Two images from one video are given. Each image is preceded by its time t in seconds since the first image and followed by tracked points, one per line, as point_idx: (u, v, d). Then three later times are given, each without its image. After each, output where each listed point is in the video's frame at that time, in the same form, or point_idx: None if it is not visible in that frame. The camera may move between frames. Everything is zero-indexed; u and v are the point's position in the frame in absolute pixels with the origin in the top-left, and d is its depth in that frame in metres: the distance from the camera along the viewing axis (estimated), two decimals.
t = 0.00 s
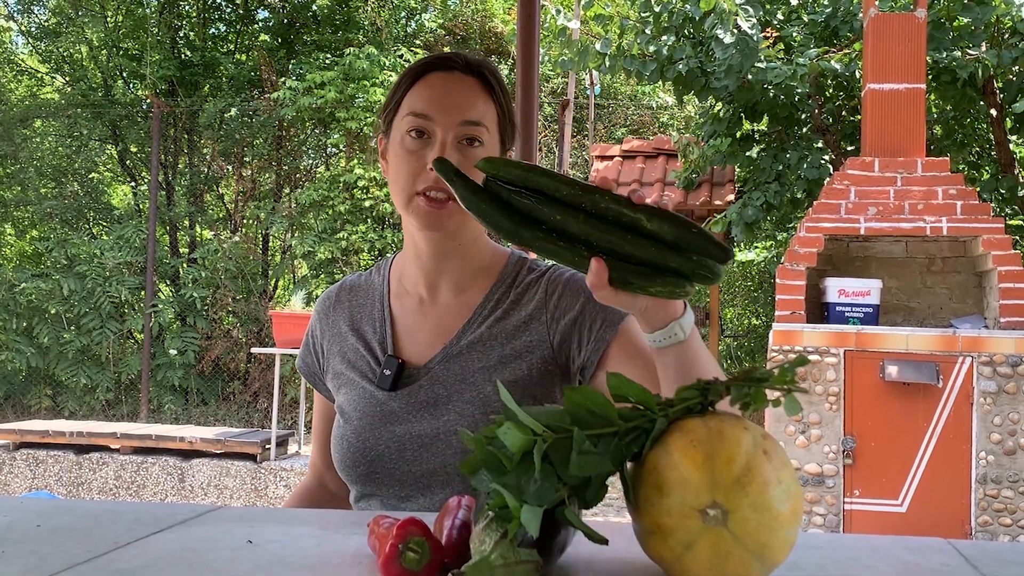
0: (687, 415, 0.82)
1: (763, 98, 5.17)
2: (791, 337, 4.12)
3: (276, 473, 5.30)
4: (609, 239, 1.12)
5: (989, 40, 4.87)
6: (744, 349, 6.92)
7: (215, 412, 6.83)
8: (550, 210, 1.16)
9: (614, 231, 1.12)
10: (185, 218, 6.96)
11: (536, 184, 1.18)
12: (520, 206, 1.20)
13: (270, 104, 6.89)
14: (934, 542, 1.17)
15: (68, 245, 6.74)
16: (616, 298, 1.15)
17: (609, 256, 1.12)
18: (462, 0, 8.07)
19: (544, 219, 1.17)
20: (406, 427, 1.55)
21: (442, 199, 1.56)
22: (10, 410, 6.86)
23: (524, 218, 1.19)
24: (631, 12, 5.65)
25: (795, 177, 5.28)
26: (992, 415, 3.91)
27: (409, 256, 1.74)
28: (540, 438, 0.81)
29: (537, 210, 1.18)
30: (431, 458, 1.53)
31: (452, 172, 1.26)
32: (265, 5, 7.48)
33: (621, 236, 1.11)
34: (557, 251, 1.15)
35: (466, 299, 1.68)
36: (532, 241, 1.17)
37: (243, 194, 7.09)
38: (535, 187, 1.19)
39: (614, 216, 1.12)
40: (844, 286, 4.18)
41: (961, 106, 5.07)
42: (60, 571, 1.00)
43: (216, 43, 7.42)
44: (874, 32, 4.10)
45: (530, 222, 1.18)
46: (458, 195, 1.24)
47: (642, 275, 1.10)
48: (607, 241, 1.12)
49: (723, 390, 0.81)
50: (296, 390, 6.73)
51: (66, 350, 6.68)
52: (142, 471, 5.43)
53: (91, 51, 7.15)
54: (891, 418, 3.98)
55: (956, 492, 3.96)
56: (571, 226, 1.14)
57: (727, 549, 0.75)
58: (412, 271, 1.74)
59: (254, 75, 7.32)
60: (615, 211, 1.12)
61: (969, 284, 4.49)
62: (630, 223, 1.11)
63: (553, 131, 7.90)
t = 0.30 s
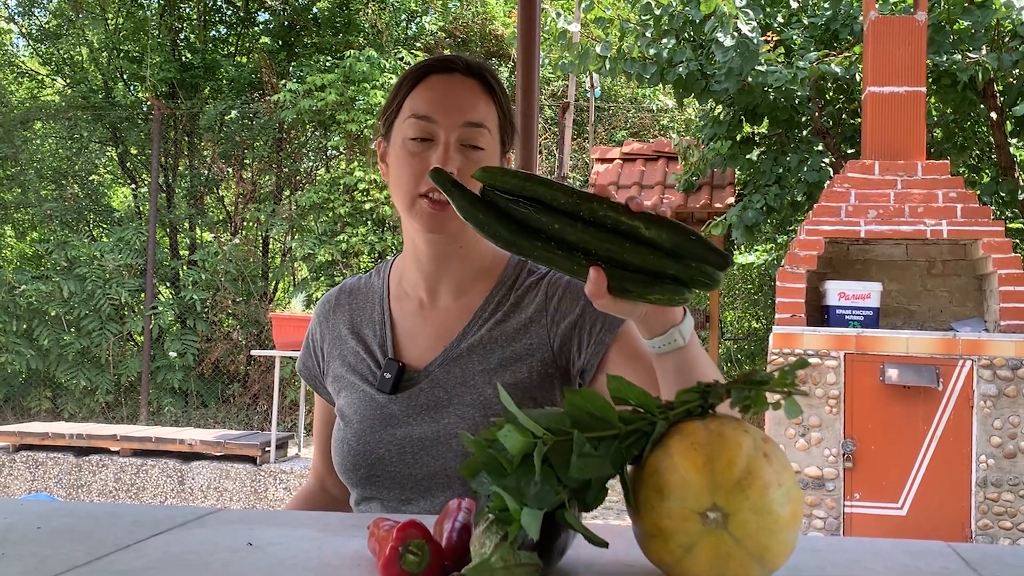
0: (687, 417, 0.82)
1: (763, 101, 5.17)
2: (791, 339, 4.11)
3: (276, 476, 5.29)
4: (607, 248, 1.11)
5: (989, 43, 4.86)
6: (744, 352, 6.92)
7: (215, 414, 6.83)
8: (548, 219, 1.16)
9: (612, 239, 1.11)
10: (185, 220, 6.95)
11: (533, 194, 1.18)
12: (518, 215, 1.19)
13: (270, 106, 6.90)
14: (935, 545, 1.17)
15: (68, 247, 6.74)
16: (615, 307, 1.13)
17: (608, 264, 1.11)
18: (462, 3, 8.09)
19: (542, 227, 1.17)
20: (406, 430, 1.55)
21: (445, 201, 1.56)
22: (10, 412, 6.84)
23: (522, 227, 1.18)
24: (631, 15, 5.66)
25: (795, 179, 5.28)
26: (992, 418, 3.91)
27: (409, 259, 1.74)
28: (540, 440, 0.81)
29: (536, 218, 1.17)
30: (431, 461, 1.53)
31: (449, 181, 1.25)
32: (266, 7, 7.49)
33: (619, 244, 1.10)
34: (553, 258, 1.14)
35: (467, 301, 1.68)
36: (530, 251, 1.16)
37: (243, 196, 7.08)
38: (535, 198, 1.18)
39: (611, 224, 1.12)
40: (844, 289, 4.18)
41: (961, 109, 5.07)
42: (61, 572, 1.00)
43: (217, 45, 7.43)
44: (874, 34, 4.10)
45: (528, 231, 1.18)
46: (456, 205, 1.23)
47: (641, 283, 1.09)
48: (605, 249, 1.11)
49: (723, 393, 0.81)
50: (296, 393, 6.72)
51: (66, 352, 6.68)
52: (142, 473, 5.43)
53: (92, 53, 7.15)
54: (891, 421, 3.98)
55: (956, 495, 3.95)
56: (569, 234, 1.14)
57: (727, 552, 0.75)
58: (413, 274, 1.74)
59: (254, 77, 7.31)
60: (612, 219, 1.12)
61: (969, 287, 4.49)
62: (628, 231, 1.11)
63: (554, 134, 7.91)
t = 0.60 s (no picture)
0: (686, 421, 0.81)
1: (763, 105, 5.17)
2: (791, 344, 4.11)
3: (276, 480, 5.29)
4: (603, 261, 1.10)
5: (989, 48, 4.87)
6: (743, 357, 6.93)
7: (214, 418, 6.82)
8: (545, 228, 1.15)
9: (607, 251, 1.11)
10: (185, 224, 6.87)
11: (530, 202, 1.17)
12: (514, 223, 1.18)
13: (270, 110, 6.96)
14: (934, 549, 1.17)
15: (69, 250, 6.74)
16: (608, 318, 1.13)
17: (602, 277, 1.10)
18: (463, 7, 8.12)
19: (537, 236, 1.15)
20: (406, 431, 1.55)
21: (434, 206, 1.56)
22: (9, 415, 6.83)
23: (517, 234, 1.17)
24: (631, 19, 5.67)
25: (795, 184, 5.29)
26: (992, 423, 3.91)
27: (410, 262, 1.74)
28: (540, 444, 0.80)
29: (533, 226, 1.16)
30: (430, 463, 1.52)
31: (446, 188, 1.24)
32: (266, 11, 7.50)
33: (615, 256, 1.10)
34: (548, 268, 1.12)
35: (468, 304, 1.68)
36: (525, 259, 1.14)
37: (244, 199, 7.08)
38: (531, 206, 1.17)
39: (607, 236, 1.11)
40: (844, 294, 4.18)
41: (961, 114, 5.08)
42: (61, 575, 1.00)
43: (218, 49, 7.44)
44: (875, 39, 4.10)
45: (524, 239, 1.16)
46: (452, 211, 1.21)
47: (635, 296, 1.09)
48: (600, 261, 1.11)
49: (723, 397, 0.81)
50: (295, 396, 6.72)
51: (66, 355, 6.68)
52: (142, 477, 5.42)
53: (92, 56, 7.15)
54: (891, 426, 3.97)
55: (956, 500, 3.95)
56: (564, 245, 1.13)
57: (727, 556, 0.75)
58: (414, 276, 1.74)
59: (255, 81, 7.34)
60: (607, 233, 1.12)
61: (969, 292, 4.49)
62: (623, 244, 1.11)
63: (553, 138, 7.94)
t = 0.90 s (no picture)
0: (686, 425, 0.81)
1: (763, 109, 5.16)
2: (790, 348, 4.11)
3: (274, 483, 5.27)
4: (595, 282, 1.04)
5: (989, 53, 4.88)
6: (742, 360, 6.93)
7: (213, 421, 6.81)
8: (539, 240, 1.08)
9: (596, 273, 1.04)
10: (185, 226, 6.92)
11: (527, 214, 1.09)
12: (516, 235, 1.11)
13: (270, 113, 6.90)
14: (934, 554, 1.17)
15: (67, 253, 6.73)
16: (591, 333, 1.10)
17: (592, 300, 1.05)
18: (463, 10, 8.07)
19: (531, 248, 1.08)
20: (412, 427, 1.55)
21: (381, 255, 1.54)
22: (8, 418, 6.82)
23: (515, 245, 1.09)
24: (631, 23, 5.68)
25: (794, 188, 5.29)
26: (991, 427, 3.91)
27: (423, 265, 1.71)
28: (539, 447, 0.80)
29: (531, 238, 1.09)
30: (432, 461, 1.52)
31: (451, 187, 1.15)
32: (265, 14, 7.49)
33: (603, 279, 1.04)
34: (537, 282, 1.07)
35: (481, 309, 1.64)
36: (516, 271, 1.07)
37: (243, 202, 7.07)
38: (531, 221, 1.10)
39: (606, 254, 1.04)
40: (843, 297, 4.17)
41: (961, 118, 5.08)
42: None
43: (218, 52, 7.44)
44: (874, 44, 4.12)
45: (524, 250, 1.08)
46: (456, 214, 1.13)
47: (619, 319, 1.04)
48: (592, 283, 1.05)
49: (723, 401, 0.81)
50: (294, 400, 6.72)
51: (65, 358, 6.67)
52: (140, 480, 5.41)
53: (92, 59, 7.15)
54: (890, 430, 3.97)
55: (955, 505, 3.95)
56: (556, 260, 1.06)
57: (726, 560, 0.75)
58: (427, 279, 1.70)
59: (254, 84, 7.37)
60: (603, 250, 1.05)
61: (969, 296, 4.49)
62: (613, 266, 1.04)
63: (553, 141, 7.95)
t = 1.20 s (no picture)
0: (683, 426, 0.81)
1: (761, 110, 5.17)
2: (787, 348, 4.11)
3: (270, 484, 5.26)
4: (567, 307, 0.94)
5: (986, 54, 4.88)
6: (740, 361, 6.92)
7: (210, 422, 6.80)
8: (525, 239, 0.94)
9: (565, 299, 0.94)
10: (181, 226, 6.91)
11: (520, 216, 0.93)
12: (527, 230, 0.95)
13: (267, 114, 6.94)
14: (933, 556, 1.16)
15: (63, 254, 6.72)
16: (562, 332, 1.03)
17: (559, 317, 0.96)
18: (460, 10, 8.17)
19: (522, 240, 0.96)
20: (411, 423, 1.54)
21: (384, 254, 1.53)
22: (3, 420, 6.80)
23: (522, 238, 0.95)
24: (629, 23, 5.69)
25: (792, 189, 5.29)
26: (988, 428, 3.91)
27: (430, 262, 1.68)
28: (536, 448, 0.79)
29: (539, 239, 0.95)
30: (428, 458, 1.51)
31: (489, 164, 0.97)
32: (262, 14, 7.49)
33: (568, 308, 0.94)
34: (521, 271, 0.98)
35: (485, 310, 1.61)
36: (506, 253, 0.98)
37: (239, 203, 7.04)
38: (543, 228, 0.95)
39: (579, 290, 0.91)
40: (840, 298, 4.17)
41: (958, 119, 5.09)
42: None
43: (214, 51, 7.42)
44: (871, 45, 4.12)
45: (520, 249, 0.95)
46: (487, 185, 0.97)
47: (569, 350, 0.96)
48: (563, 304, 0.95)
49: (720, 401, 0.80)
50: (291, 400, 6.71)
51: (61, 359, 6.65)
52: (136, 481, 5.39)
53: (89, 59, 7.13)
54: (888, 431, 3.97)
55: (952, 506, 3.95)
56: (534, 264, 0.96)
57: (722, 561, 0.74)
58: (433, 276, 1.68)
59: (251, 84, 7.36)
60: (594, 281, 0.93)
61: (966, 296, 4.49)
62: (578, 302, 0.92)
63: (551, 142, 7.96)
